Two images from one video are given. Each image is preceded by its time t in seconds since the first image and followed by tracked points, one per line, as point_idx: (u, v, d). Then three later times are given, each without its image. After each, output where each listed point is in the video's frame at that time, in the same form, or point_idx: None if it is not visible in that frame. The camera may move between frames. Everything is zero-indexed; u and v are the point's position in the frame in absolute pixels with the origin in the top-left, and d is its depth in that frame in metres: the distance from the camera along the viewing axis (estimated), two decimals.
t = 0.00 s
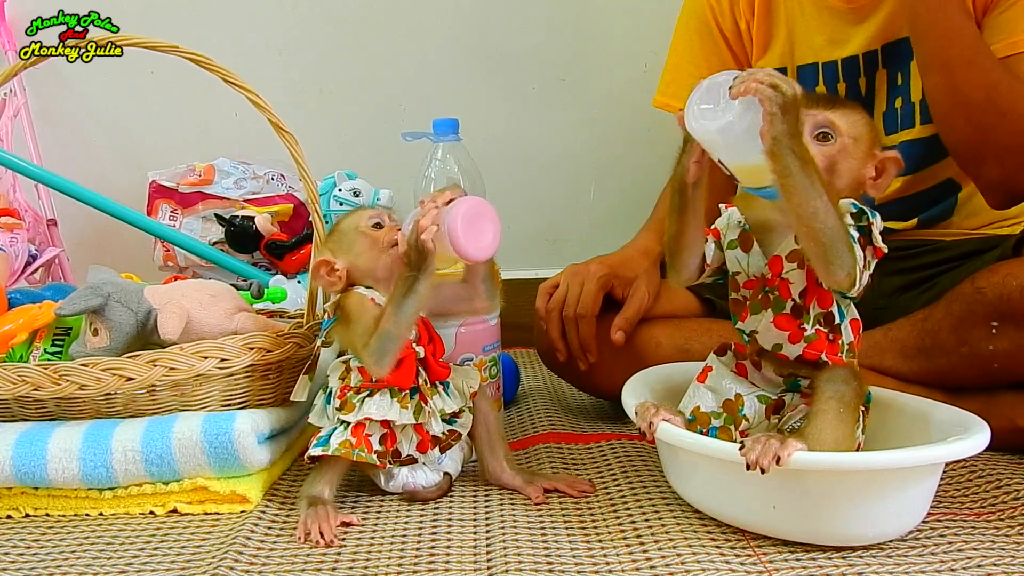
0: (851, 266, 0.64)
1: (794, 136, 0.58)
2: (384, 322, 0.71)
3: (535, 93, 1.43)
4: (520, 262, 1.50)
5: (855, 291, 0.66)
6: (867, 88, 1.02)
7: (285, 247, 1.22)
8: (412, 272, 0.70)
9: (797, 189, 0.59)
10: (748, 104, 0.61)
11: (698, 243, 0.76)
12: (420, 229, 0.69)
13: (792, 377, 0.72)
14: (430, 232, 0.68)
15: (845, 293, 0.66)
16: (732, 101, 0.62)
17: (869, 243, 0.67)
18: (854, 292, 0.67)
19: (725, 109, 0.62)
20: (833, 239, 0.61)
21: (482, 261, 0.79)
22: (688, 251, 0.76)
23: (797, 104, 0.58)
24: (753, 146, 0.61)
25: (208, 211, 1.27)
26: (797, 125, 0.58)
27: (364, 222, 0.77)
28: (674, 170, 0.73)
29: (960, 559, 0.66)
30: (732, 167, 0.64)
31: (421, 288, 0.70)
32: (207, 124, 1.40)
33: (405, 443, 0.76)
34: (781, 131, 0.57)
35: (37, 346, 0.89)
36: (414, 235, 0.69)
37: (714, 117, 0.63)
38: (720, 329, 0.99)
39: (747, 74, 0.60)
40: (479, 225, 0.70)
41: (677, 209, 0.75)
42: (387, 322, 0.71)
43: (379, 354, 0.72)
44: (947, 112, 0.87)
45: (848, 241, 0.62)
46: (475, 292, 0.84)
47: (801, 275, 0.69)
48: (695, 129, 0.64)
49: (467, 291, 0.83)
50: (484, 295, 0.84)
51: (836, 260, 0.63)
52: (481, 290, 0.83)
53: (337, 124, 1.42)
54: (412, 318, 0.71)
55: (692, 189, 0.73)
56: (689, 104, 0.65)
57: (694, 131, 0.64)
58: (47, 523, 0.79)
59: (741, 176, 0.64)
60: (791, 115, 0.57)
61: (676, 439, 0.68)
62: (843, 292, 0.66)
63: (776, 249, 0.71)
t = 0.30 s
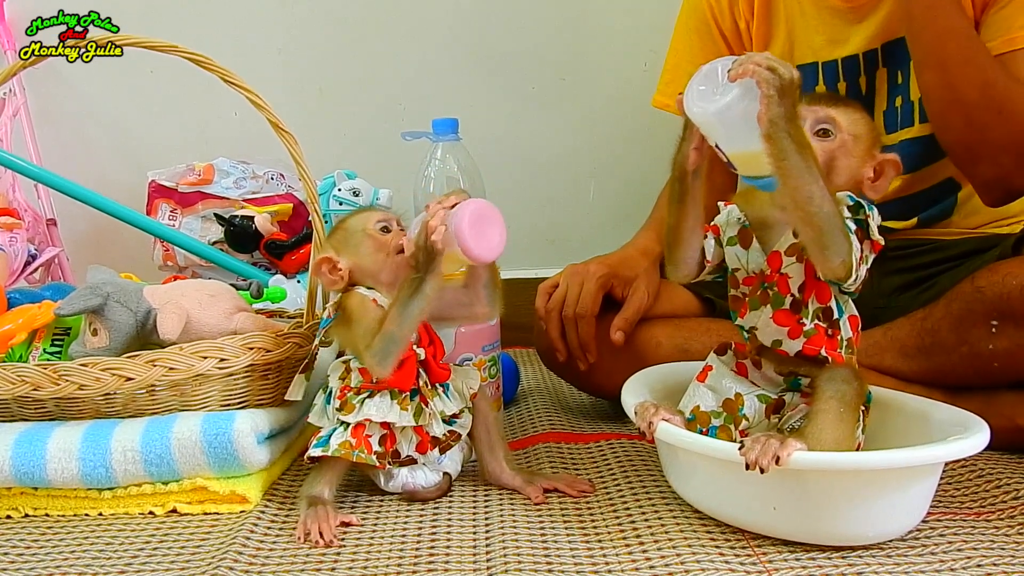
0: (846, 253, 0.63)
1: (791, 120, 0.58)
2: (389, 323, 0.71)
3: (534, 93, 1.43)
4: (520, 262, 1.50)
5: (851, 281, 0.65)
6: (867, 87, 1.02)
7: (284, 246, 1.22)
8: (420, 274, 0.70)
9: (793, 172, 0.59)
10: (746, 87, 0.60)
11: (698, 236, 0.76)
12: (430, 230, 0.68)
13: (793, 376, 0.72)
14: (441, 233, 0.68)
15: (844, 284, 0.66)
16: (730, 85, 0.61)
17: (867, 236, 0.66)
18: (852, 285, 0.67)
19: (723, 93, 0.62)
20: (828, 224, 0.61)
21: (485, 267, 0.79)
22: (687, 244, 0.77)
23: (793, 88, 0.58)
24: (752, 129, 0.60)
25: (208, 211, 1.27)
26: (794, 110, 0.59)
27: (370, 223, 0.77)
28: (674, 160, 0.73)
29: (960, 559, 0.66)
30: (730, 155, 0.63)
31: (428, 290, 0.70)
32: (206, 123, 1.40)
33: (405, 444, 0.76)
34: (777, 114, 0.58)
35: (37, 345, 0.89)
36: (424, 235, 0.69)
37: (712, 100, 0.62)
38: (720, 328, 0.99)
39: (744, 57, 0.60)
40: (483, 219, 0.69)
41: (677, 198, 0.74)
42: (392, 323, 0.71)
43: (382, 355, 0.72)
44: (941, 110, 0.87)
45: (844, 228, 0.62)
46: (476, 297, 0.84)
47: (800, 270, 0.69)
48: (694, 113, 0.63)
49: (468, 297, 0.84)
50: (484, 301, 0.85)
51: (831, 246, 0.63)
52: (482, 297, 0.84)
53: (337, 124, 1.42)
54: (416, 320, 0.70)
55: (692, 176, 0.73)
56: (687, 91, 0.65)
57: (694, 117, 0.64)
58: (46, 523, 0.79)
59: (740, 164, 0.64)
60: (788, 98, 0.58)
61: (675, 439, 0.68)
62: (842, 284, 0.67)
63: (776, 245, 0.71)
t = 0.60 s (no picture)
0: (838, 247, 0.63)
1: (779, 116, 0.58)
2: (397, 312, 0.70)
3: (533, 92, 1.43)
4: (520, 261, 1.50)
5: (845, 276, 0.65)
6: (867, 87, 1.02)
7: (284, 246, 1.22)
8: (429, 262, 0.70)
9: (782, 168, 0.59)
10: (733, 87, 0.61)
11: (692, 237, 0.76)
12: (442, 218, 0.68)
13: (791, 376, 0.72)
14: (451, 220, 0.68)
15: (839, 280, 0.66)
16: (718, 83, 0.62)
17: (860, 232, 0.66)
18: (847, 281, 0.67)
19: (711, 92, 0.62)
20: (819, 219, 0.61)
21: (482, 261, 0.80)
22: (681, 245, 0.75)
23: (779, 85, 0.59)
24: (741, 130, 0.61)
25: (207, 210, 1.27)
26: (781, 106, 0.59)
27: (365, 221, 0.78)
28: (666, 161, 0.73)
29: (959, 559, 0.66)
30: (720, 155, 0.64)
31: (437, 279, 0.70)
32: (206, 122, 1.40)
33: (405, 443, 0.77)
34: (765, 110, 0.58)
35: (36, 345, 0.89)
36: (435, 225, 0.69)
37: (698, 100, 0.62)
38: (720, 328, 0.99)
39: (731, 55, 0.60)
40: (489, 207, 0.71)
41: (668, 201, 0.74)
42: (399, 311, 0.70)
43: (389, 344, 0.71)
44: (940, 111, 0.87)
45: (836, 222, 0.62)
46: (474, 293, 0.84)
47: (794, 268, 0.69)
48: (683, 114, 0.64)
49: (465, 293, 0.84)
50: (481, 296, 0.85)
51: (823, 240, 0.63)
52: (479, 291, 0.84)
53: (337, 123, 1.42)
54: (425, 309, 0.70)
55: (683, 179, 0.72)
56: (675, 92, 0.65)
57: (683, 118, 0.64)
58: (45, 522, 0.79)
59: (730, 164, 0.64)
60: (774, 94, 0.58)
61: (675, 438, 0.68)
62: (839, 281, 0.67)
63: (769, 245, 0.71)
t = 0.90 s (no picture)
0: (829, 244, 0.63)
1: (767, 115, 0.58)
2: (389, 279, 0.71)
3: (533, 91, 1.43)
4: (520, 260, 1.50)
5: (838, 272, 0.65)
6: (865, 87, 1.03)
7: (284, 244, 1.22)
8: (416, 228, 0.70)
9: (772, 166, 0.59)
10: (722, 86, 0.60)
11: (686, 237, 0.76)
12: (422, 178, 0.69)
13: (787, 375, 0.72)
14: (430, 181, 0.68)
15: (831, 278, 0.67)
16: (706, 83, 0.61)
17: (852, 230, 0.66)
18: (840, 277, 0.67)
19: (701, 92, 0.62)
20: (810, 216, 0.61)
21: (467, 228, 0.78)
22: (676, 245, 0.75)
23: (768, 83, 0.59)
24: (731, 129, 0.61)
25: (208, 209, 1.27)
26: (769, 105, 0.59)
27: (350, 216, 0.78)
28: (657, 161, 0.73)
29: (960, 558, 0.66)
30: (712, 154, 0.63)
31: (424, 243, 0.70)
32: (206, 121, 1.40)
33: (406, 437, 0.77)
34: (754, 108, 0.58)
35: (36, 343, 0.89)
36: (417, 185, 0.69)
37: (688, 99, 0.62)
38: (720, 327, 0.99)
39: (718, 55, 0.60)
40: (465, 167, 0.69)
41: (659, 203, 0.74)
42: (391, 279, 0.71)
43: (385, 311, 0.72)
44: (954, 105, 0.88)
45: (827, 219, 0.62)
46: (462, 268, 0.80)
47: (787, 266, 0.69)
48: (673, 114, 0.63)
49: (456, 269, 0.80)
50: (473, 269, 0.81)
51: (814, 238, 0.63)
52: (469, 264, 0.80)
53: (337, 122, 1.42)
54: (417, 271, 0.71)
55: (674, 179, 0.72)
56: (665, 91, 0.64)
57: (673, 118, 0.64)
58: (45, 520, 0.79)
59: (722, 163, 0.64)
60: (762, 92, 0.58)
61: (675, 437, 0.68)
62: (831, 279, 0.67)
63: (763, 243, 0.72)
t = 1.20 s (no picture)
0: (832, 243, 0.63)
1: (770, 113, 0.58)
2: (371, 304, 0.71)
3: (533, 90, 1.42)
4: (519, 259, 1.50)
5: (840, 270, 0.65)
6: (862, 86, 1.02)
7: (284, 243, 1.22)
8: (396, 252, 0.70)
9: (775, 165, 0.59)
10: (726, 85, 0.60)
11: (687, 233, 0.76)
12: (400, 208, 0.69)
13: (787, 372, 0.72)
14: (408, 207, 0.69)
15: (833, 276, 0.66)
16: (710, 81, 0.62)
17: (855, 229, 0.66)
18: (842, 276, 0.67)
19: (704, 89, 0.62)
20: (812, 214, 0.61)
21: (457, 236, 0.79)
22: (677, 242, 0.75)
23: (772, 80, 0.58)
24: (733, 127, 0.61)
25: (207, 207, 1.27)
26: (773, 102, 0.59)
27: (335, 221, 0.77)
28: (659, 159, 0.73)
29: (959, 556, 0.66)
30: (714, 152, 0.64)
31: (405, 267, 0.71)
32: (206, 119, 1.40)
33: (398, 433, 0.77)
34: (756, 106, 0.58)
35: (36, 342, 0.89)
36: (395, 215, 0.70)
37: (691, 97, 0.62)
38: (719, 325, 0.99)
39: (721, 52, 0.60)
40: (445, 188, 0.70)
41: (662, 198, 0.74)
42: (374, 304, 0.71)
43: (369, 336, 0.71)
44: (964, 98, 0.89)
45: (830, 218, 0.62)
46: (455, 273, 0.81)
47: (789, 264, 0.69)
48: (677, 112, 0.63)
49: (448, 273, 0.81)
50: (466, 274, 0.82)
51: (816, 237, 0.62)
52: (462, 270, 0.81)
53: (337, 121, 1.41)
54: (399, 298, 0.71)
55: (677, 176, 0.72)
56: (669, 88, 0.65)
57: (676, 116, 0.64)
58: (44, 519, 0.79)
59: (724, 160, 0.64)
60: (767, 90, 0.58)
61: (675, 435, 0.68)
62: (833, 278, 0.67)
63: (764, 241, 0.71)
